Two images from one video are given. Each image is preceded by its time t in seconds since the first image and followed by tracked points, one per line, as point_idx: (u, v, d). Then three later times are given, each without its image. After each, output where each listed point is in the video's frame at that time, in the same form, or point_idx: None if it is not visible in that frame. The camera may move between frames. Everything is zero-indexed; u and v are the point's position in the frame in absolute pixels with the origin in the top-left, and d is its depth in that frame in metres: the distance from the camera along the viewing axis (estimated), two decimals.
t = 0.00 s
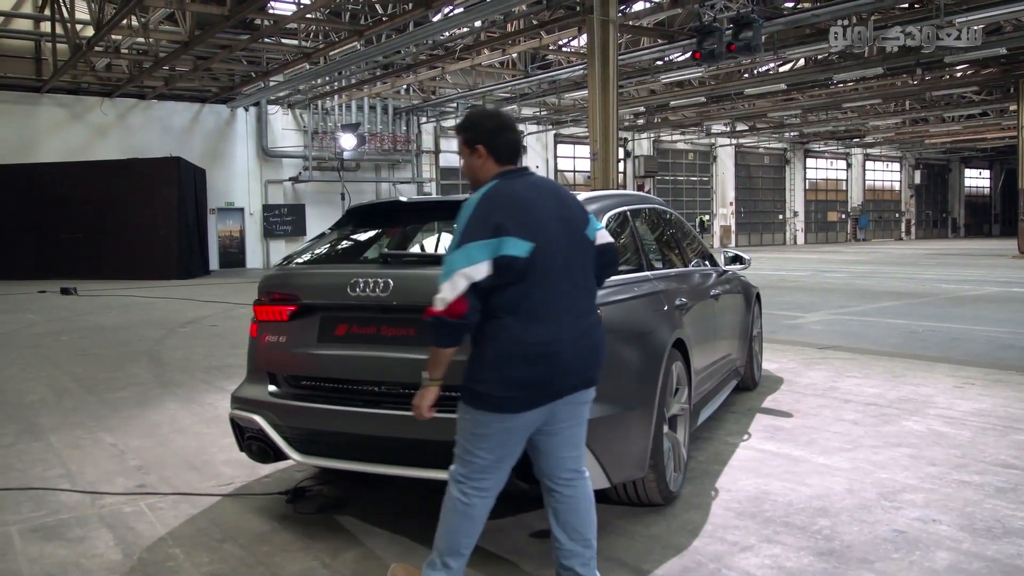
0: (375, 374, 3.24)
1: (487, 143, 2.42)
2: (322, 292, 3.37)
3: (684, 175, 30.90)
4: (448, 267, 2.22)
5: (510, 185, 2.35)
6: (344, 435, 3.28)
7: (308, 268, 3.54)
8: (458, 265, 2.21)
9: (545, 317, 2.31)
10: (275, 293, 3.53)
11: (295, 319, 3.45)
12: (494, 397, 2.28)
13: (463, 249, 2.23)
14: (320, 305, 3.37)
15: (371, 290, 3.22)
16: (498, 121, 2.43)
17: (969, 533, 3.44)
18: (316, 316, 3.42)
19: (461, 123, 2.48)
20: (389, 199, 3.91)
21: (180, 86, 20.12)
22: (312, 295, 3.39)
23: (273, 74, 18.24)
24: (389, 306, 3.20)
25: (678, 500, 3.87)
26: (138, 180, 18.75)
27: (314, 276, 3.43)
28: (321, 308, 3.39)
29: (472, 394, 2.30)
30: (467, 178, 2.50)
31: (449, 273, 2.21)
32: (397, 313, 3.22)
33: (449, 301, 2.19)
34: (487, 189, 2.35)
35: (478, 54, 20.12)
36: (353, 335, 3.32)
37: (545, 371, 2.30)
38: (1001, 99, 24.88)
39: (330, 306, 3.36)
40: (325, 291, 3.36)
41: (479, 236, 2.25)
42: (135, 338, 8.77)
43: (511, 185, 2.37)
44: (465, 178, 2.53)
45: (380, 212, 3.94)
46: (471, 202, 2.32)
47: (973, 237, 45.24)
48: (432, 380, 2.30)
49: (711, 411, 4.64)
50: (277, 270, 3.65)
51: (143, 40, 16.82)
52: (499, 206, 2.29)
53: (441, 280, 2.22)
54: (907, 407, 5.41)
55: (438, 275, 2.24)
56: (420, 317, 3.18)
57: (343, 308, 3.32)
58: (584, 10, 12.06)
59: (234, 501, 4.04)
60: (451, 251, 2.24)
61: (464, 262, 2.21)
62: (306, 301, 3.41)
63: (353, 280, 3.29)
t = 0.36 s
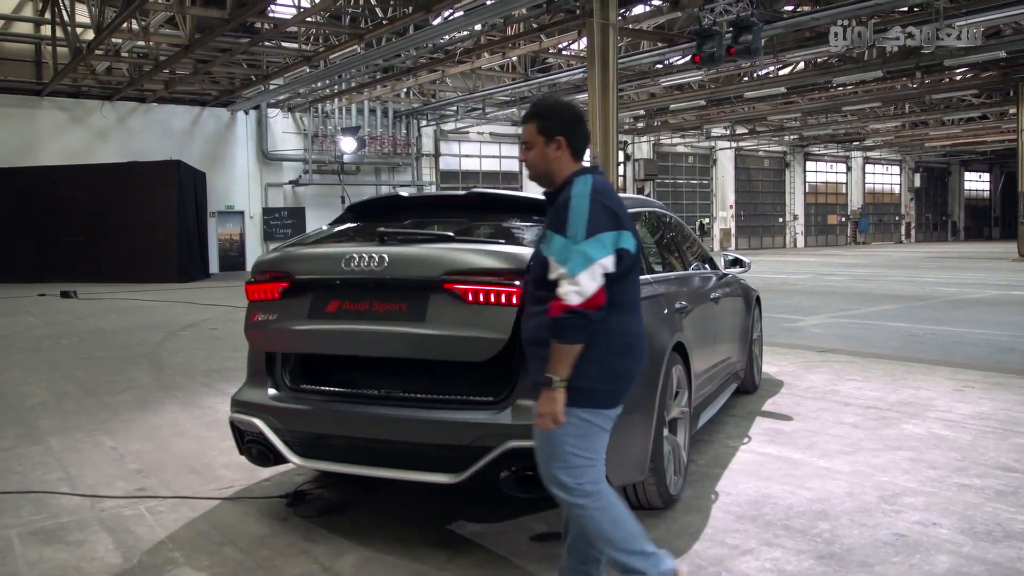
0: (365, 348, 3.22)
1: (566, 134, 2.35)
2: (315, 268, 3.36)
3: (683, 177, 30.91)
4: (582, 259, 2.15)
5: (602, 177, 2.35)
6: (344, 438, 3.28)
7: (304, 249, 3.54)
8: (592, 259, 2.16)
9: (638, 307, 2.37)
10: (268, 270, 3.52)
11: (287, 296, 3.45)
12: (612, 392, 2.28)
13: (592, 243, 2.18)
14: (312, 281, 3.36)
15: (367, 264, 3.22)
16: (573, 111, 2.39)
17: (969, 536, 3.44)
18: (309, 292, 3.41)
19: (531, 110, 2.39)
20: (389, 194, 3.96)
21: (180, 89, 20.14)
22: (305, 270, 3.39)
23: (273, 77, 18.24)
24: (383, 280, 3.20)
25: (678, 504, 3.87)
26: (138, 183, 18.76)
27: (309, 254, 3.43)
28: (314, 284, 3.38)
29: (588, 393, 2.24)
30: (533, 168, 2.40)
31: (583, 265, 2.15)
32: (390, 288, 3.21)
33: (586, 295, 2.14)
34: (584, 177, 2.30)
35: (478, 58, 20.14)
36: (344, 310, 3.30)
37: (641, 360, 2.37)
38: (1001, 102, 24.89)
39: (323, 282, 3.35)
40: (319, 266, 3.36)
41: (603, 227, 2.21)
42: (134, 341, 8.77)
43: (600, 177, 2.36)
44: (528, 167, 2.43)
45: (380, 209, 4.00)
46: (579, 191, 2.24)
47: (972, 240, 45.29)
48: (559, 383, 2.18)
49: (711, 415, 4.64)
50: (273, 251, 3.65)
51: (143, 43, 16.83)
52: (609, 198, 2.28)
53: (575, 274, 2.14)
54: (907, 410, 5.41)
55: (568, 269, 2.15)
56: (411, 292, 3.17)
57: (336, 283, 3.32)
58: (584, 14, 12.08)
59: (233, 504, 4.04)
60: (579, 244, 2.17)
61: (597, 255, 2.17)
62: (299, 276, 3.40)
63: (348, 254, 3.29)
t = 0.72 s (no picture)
0: (356, 318, 3.04)
1: (625, 142, 2.41)
2: (310, 240, 3.22)
3: (683, 180, 30.93)
4: (673, 277, 2.23)
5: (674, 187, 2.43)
6: (344, 440, 3.28)
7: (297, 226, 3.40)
8: (684, 278, 2.25)
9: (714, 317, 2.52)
10: (260, 243, 3.35)
11: (277, 271, 3.28)
12: (699, 397, 2.42)
13: (682, 259, 2.27)
14: (305, 251, 3.20)
15: (364, 235, 3.12)
16: (636, 118, 2.44)
17: (969, 539, 3.44)
18: (300, 266, 3.25)
19: (592, 119, 2.44)
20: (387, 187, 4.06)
21: (180, 91, 20.16)
22: (299, 242, 3.23)
23: (273, 80, 18.24)
24: (379, 251, 3.07)
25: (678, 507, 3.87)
26: (138, 186, 18.75)
27: (303, 229, 3.30)
28: (305, 257, 3.24)
29: (680, 401, 2.39)
30: (599, 179, 2.46)
31: (674, 284, 2.23)
32: (386, 262, 3.10)
33: (677, 314, 2.23)
34: (661, 189, 2.38)
35: (478, 60, 20.17)
36: (335, 282, 3.15)
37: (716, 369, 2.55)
38: (1000, 105, 24.93)
39: (315, 254, 3.21)
40: (312, 239, 3.22)
41: (689, 245, 2.30)
42: (134, 344, 8.77)
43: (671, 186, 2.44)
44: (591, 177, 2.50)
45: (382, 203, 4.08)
46: (662, 206, 2.31)
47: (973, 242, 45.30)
48: (640, 400, 2.29)
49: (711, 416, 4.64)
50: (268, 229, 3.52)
51: (143, 45, 16.85)
52: (688, 212, 2.36)
53: (668, 293, 2.22)
54: (908, 412, 5.41)
55: (661, 287, 2.23)
56: (407, 264, 3.06)
57: (329, 255, 3.17)
58: (584, 17, 12.10)
59: (232, 507, 4.03)
60: (671, 262, 2.24)
61: (688, 273, 2.27)
62: (291, 248, 3.24)
63: (345, 227, 3.17)
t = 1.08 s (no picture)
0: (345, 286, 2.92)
1: (664, 141, 2.42)
2: (307, 214, 3.13)
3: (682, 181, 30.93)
4: (727, 276, 2.24)
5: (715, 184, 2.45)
6: (342, 442, 3.27)
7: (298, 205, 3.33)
8: (736, 278, 2.27)
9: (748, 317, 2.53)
10: (258, 217, 3.26)
11: (271, 245, 3.17)
12: (738, 395, 2.45)
13: (734, 260, 2.29)
14: (300, 226, 3.11)
15: (362, 209, 3.04)
16: (674, 116, 2.45)
17: (968, 540, 3.44)
18: (297, 241, 3.16)
19: (633, 118, 2.44)
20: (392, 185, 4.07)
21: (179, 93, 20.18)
22: (297, 214, 3.15)
23: (272, 82, 18.27)
24: (376, 223, 2.98)
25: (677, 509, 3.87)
26: (136, 187, 18.73)
27: (302, 205, 3.23)
28: (302, 233, 3.15)
29: (722, 400, 2.40)
30: (639, 178, 2.47)
31: (728, 282, 2.24)
32: (383, 236, 3.00)
33: (732, 313, 2.24)
34: (703, 188, 2.39)
35: (477, 62, 20.18)
36: (329, 254, 3.04)
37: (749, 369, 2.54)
38: (999, 107, 24.97)
39: (312, 229, 3.12)
40: (311, 212, 3.14)
41: (737, 242, 2.31)
42: (133, 346, 8.76)
43: (711, 183, 2.46)
44: (630, 178, 2.52)
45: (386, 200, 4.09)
46: (708, 206, 2.33)
47: (971, 244, 45.35)
48: (709, 403, 2.29)
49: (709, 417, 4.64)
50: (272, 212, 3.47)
51: (142, 47, 16.85)
52: (733, 210, 2.38)
53: (723, 293, 2.23)
54: (906, 414, 5.41)
55: (715, 287, 2.23)
56: (402, 237, 2.94)
57: (325, 229, 3.09)
58: (583, 19, 12.11)
59: (232, 509, 4.03)
60: (723, 262, 2.26)
61: (739, 272, 2.28)
62: (286, 220, 3.15)
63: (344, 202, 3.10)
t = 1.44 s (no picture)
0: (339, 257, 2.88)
1: (662, 140, 2.42)
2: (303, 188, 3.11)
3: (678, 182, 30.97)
4: (712, 271, 2.25)
5: (712, 183, 2.44)
6: (339, 443, 3.26)
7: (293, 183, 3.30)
8: (724, 273, 2.26)
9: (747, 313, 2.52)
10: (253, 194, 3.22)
11: (266, 220, 3.14)
12: (732, 392, 2.44)
13: (722, 255, 2.28)
14: (293, 199, 3.07)
15: (358, 183, 3.01)
16: (672, 116, 2.45)
17: (964, 541, 3.44)
18: (289, 216, 3.12)
19: (629, 118, 2.44)
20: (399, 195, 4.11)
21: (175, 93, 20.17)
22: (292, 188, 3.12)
23: (268, 82, 18.27)
24: (371, 196, 2.95)
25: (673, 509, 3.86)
26: (133, 189, 18.72)
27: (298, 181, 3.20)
28: (295, 207, 3.11)
29: (716, 396, 2.41)
30: (637, 177, 2.48)
31: (714, 277, 2.24)
32: (378, 209, 2.97)
33: (717, 308, 2.23)
34: (700, 185, 2.40)
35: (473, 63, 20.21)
36: (323, 226, 3.01)
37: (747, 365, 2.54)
38: (995, 108, 25.05)
39: (305, 203, 3.08)
40: (306, 187, 3.11)
41: (728, 239, 2.31)
42: (128, 347, 8.74)
43: (709, 182, 2.45)
44: (629, 177, 2.51)
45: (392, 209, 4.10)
46: (701, 202, 2.32)
47: (967, 245, 45.49)
48: (682, 394, 2.29)
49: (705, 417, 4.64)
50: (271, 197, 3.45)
51: (138, 47, 16.83)
52: (728, 208, 2.37)
53: (708, 288, 2.23)
54: (901, 415, 5.42)
55: (700, 282, 2.24)
56: (397, 212, 2.92)
57: (319, 202, 3.06)
58: (579, 19, 12.12)
59: (228, 510, 4.02)
60: (712, 257, 2.26)
61: (727, 268, 2.27)
62: (281, 196, 3.11)
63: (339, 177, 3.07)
